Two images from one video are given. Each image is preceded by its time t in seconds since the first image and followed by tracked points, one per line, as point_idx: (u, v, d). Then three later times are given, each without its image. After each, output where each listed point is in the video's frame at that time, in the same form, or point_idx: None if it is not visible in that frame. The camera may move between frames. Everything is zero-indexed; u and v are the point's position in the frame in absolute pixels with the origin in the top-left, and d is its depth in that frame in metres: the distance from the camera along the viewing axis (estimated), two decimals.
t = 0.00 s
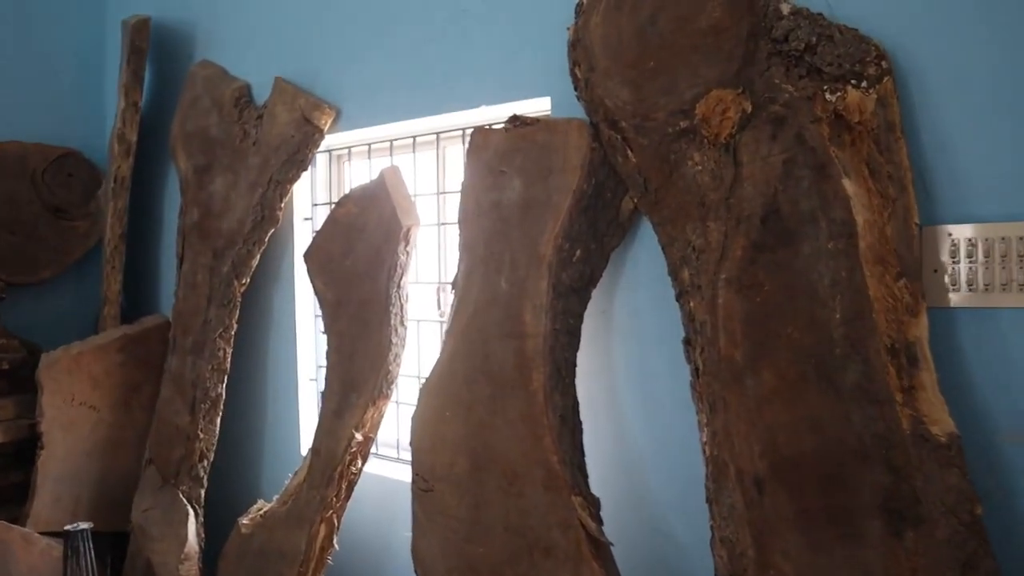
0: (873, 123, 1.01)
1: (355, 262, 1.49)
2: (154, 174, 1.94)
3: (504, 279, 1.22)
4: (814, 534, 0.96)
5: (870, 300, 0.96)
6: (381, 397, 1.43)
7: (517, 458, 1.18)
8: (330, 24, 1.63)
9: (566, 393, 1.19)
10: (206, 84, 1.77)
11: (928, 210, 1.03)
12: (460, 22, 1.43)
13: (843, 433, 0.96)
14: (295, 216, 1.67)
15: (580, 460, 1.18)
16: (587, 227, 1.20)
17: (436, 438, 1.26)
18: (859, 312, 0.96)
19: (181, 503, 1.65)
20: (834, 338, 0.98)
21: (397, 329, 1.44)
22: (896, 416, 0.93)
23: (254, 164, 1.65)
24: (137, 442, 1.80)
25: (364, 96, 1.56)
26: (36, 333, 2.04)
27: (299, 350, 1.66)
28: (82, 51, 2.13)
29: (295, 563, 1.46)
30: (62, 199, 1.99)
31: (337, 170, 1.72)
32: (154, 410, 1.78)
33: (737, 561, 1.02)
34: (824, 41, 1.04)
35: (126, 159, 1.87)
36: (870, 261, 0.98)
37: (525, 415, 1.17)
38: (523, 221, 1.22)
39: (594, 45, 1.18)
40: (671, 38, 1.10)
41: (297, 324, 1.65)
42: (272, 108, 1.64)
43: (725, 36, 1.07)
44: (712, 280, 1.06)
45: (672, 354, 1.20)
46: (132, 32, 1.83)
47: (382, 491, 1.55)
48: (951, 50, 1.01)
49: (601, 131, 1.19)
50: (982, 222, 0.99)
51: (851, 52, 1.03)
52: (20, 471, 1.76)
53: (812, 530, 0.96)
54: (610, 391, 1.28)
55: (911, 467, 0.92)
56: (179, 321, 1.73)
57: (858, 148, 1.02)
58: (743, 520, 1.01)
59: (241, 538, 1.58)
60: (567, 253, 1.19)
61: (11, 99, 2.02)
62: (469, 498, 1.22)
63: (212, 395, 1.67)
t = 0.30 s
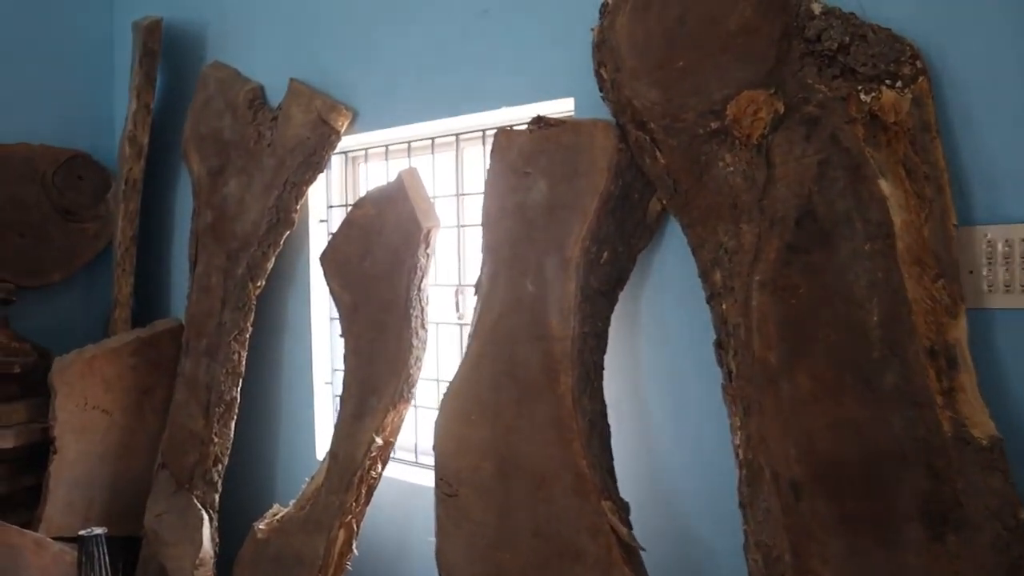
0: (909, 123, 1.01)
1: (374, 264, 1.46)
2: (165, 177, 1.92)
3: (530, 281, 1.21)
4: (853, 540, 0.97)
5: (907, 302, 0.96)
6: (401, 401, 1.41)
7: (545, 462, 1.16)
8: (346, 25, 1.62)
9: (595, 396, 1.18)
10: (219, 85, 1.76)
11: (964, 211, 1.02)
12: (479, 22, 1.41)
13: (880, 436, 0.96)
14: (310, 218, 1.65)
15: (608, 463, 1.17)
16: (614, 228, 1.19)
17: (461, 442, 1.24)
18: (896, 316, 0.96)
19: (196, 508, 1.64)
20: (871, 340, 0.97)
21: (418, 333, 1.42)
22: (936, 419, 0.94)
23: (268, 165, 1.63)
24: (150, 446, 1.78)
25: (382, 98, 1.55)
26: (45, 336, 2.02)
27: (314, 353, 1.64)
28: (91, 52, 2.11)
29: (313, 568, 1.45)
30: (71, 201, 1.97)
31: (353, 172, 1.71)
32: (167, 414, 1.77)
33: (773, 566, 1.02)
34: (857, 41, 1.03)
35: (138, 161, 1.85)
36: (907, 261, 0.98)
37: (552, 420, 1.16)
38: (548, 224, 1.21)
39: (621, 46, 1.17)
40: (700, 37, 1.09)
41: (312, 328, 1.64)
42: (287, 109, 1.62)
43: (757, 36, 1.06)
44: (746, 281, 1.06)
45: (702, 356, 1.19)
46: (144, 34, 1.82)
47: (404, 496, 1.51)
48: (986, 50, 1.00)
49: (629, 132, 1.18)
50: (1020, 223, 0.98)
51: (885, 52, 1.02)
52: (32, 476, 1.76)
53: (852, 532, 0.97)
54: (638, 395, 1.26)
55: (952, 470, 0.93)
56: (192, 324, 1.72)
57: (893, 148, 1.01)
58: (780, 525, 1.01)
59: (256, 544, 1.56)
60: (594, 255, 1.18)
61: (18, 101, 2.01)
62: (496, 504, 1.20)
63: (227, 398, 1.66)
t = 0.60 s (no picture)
0: (936, 124, 1.00)
1: (389, 267, 1.46)
2: (172, 179, 1.91)
3: (551, 283, 1.20)
4: (884, 542, 0.96)
5: (937, 303, 0.96)
6: (417, 404, 1.40)
7: (568, 465, 1.15)
8: (357, 25, 1.60)
9: (617, 398, 1.17)
10: (227, 86, 1.74)
11: (990, 212, 1.02)
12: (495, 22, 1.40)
13: (911, 437, 0.96)
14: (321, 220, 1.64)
15: (631, 466, 1.16)
16: (636, 229, 1.19)
17: (480, 445, 1.23)
18: (926, 319, 0.96)
19: (205, 514, 1.62)
20: (901, 341, 0.97)
21: (434, 335, 1.41)
22: (968, 420, 0.94)
23: (279, 167, 1.62)
24: (157, 450, 1.76)
25: (395, 99, 1.54)
26: (48, 339, 2.00)
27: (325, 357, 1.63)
28: (94, 52, 2.10)
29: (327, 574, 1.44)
30: (75, 203, 1.95)
31: (366, 173, 1.70)
32: (174, 418, 1.75)
33: (802, 569, 1.01)
34: (882, 42, 1.03)
35: (144, 163, 1.84)
36: (937, 263, 0.97)
37: (575, 423, 1.15)
38: (569, 225, 1.21)
39: (642, 47, 1.17)
40: (724, 38, 1.09)
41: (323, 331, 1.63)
42: (298, 110, 1.61)
43: (782, 36, 1.06)
44: (773, 282, 1.05)
45: (726, 356, 1.19)
46: (151, 34, 1.80)
47: (419, 501, 1.51)
48: (1013, 51, 1.00)
49: (650, 133, 1.17)
50: None
51: (912, 53, 1.02)
52: (38, 481, 1.74)
53: (881, 536, 0.96)
54: (661, 397, 1.26)
55: (984, 471, 0.93)
56: (201, 327, 1.70)
57: (922, 149, 1.01)
58: (809, 527, 1.00)
59: (267, 549, 1.54)
60: (617, 256, 1.18)
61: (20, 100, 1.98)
62: (517, 508, 1.19)
63: (237, 402, 1.64)
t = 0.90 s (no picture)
0: (964, 121, 1.00)
1: (402, 266, 1.44)
2: (179, 178, 1.89)
3: (572, 282, 1.19)
4: (914, 542, 0.96)
5: (967, 302, 0.94)
6: (433, 405, 1.39)
7: (590, 466, 1.14)
8: (368, 23, 1.59)
9: (640, 398, 1.17)
10: (235, 85, 1.73)
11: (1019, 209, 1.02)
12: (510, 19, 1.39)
13: (940, 437, 0.95)
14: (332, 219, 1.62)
15: (654, 467, 1.15)
16: (657, 228, 1.18)
17: (500, 446, 1.21)
18: (956, 317, 0.95)
19: (215, 516, 1.60)
20: (931, 341, 0.96)
21: (449, 335, 1.40)
22: (999, 419, 0.92)
23: (290, 166, 1.61)
24: (166, 453, 1.75)
25: (408, 98, 1.53)
26: (54, 341, 1.99)
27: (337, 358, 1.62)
28: (99, 52, 2.08)
29: None
30: (80, 203, 1.93)
31: (377, 172, 1.69)
32: (183, 420, 1.73)
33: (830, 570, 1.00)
34: (909, 39, 1.02)
35: (150, 162, 1.82)
36: (966, 261, 0.95)
37: (596, 423, 1.14)
38: (589, 224, 1.20)
39: (663, 44, 1.15)
40: (747, 35, 1.08)
41: (334, 332, 1.62)
42: (309, 108, 1.60)
43: (806, 33, 1.05)
44: (799, 281, 1.04)
45: (748, 356, 1.17)
46: (158, 32, 1.78)
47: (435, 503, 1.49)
48: None
49: (671, 131, 1.16)
50: None
51: (939, 50, 1.01)
52: (46, 484, 1.73)
53: (913, 538, 0.96)
54: (681, 397, 1.24)
55: (1016, 471, 0.91)
56: (210, 328, 1.69)
57: (950, 146, 0.99)
58: (838, 528, 1.00)
59: (278, 552, 1.52)
60: (639, 255, 1.17)
61: (21, 101, 1.97)
62: (537, 510, 1.17)
63: (247, 404, 1.63)
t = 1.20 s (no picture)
0: (997, 118, 0.98)
1: (417, 262, 1.43)
2: (188, 172, 1.88)
3: (593, 278, 1.18)
4: (945, 544, 0.94)
5: (1001, 301, 0.94)
6: (450, 402, 1.37)
7: (613, 465, 1.12)
8: (383, 16, 1.57)
9: (662, 396, 1.15)
10: (246, 78, 1.71)
11: None
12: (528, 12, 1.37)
13: (972, 438, 0.93)
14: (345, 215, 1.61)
15: (676, 466, 1.13)
16: (680, 224, 1.17)
17: (517, 444, 1.19)
18: (990, 315, 0.94)
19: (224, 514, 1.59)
20: (963, 340, 0.95)
21: (466, 331, 1.38)
22: None
23: (302, 160, 1.59)
24: (174, 450, 1.73)
25: (424, 91, 1.51)
26: (59, 336, 1.97)
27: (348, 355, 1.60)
28: (107, 44, 2.06)
29: None
30: (86, 197, 1.91)
31: (389, 167, 1.67)
32: (191, 416, 1.71)
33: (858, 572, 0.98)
34: (940, 34, 1.00)
35: (159, 156, 1.80)
36: (1000, 259, 0.95)
37: (617, 421, 1.13)
38: (611, 220, 1.18)
39: (688, 37, 1.13)
40: (775, 29, 1.06)
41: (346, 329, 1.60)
42: (321, 102, 1.58)
43: (834, 27, 1.03)
44: (827, 278, 1.03)
45: (773, 354, 1.16)
46: (168, 24, 1.76)
47: (450, 501, 1.48)
48: None
49: (696, 125, 1.15)
50: None
51: (972, 45, 0.99)
52: (51, 480, 1.71)
53: (942, 540, 0.94)
54: (704, 397, 1.23)
55: None
56: (219, 324, 1.67)
57: (982, 143, 0.99)
58: (866, 529, 0.97)
59: (289, 550, 1.51)
60: (661, 251, 1.16)
61: (26, 95, 1.95)
62: (556, 509, 1.15)
63: (257, 401, 1.61)
